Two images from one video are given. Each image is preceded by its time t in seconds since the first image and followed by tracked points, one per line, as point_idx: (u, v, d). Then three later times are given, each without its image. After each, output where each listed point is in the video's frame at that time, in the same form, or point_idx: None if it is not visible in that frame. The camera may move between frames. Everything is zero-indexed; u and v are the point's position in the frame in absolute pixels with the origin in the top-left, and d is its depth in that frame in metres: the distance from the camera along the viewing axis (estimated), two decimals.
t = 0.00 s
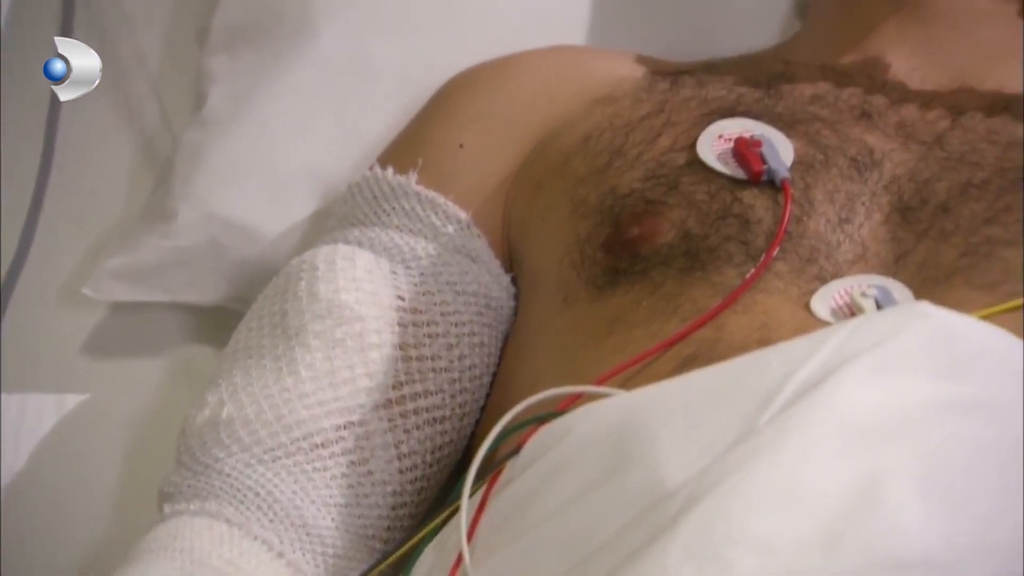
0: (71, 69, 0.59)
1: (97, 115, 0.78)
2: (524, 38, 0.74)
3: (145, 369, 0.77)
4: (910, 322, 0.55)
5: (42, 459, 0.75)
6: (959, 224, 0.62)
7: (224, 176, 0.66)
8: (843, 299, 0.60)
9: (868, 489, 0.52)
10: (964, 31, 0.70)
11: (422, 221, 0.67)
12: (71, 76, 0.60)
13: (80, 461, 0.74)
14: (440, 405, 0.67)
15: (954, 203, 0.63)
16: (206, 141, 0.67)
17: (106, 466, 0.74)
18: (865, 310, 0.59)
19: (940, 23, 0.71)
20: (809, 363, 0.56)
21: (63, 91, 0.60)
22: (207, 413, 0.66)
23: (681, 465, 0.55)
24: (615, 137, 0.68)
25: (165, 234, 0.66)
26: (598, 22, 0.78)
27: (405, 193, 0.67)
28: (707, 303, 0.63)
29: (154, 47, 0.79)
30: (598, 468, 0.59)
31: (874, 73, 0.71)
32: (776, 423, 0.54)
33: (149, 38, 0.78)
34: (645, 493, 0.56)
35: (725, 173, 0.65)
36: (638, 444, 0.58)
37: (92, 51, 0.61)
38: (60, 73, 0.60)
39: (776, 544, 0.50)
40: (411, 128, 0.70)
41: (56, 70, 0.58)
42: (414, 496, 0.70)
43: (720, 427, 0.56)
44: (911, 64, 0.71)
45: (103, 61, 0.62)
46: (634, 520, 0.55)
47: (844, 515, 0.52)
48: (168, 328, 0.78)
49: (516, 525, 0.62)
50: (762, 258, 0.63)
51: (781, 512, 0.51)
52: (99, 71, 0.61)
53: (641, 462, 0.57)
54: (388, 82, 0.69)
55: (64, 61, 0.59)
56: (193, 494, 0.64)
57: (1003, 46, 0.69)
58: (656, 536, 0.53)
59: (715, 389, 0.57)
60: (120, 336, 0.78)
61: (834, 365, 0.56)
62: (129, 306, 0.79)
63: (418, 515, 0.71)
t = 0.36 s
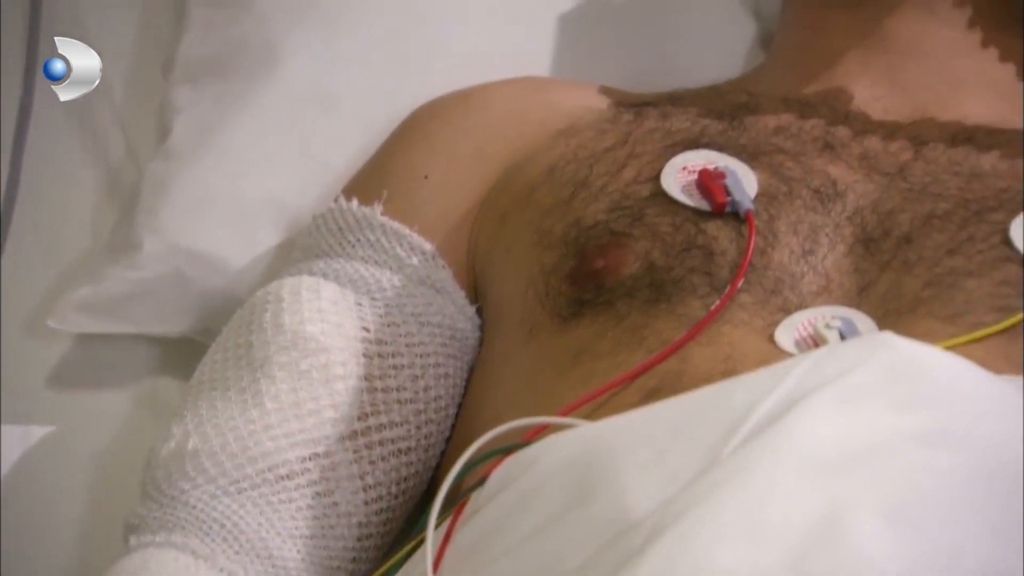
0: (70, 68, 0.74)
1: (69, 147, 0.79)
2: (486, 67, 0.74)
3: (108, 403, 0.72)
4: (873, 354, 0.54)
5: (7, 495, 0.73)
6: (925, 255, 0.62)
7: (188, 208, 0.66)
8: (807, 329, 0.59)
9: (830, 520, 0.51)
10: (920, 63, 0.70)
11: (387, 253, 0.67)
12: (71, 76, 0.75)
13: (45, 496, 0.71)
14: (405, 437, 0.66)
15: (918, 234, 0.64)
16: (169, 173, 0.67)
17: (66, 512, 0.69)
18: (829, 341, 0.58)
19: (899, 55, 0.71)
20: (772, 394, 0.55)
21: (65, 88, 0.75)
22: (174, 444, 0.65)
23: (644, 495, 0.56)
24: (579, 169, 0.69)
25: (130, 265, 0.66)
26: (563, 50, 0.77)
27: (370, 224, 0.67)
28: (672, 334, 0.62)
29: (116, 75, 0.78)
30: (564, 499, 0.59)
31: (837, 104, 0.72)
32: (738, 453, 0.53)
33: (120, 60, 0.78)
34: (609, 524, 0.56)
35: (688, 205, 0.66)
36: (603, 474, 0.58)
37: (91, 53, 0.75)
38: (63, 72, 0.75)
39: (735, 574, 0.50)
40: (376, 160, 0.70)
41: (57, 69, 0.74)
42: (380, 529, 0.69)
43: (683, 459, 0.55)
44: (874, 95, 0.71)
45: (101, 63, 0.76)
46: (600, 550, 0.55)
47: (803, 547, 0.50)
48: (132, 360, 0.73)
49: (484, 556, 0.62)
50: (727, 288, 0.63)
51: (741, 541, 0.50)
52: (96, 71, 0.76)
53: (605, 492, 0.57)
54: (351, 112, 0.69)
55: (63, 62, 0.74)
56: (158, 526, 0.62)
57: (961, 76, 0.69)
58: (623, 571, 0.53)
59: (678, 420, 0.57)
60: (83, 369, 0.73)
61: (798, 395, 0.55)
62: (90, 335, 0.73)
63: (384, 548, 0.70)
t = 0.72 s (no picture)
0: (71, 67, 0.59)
1: (32, 164, 0.75)
2: (452, 92, 0.74)
3: (79, 430, 0.70)
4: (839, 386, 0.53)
5: None
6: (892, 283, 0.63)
7: (157, 237, 0.66)
8: (774, 357, 0.60)
9: (799, 545, 0.50)
10: (888, 89, 0.71)
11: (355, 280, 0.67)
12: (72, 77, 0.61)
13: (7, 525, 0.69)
14: (373, 464, 0.66)
15: (884, 261, 0.65)
16: (139, 201, 0.66)
17: (35, 543, 0.68)
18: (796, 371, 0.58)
19: (864, 82, 0.71)
20: (736, 422, 0.55)
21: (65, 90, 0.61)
22: (142, 472, 0.63)
23: (610, 520, 0.54)
24: (547, 197, 0.69)
25: (98, 294, 0.65)
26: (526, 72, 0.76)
27: (338, 251, 0.67)
28: (640, 363, 0.62)
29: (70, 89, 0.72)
30: (533, 526, 0.57)
31: (804, 131, 0.72)
32: (706, 479, 0.52)
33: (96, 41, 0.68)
34: (576, 553, 0.54)
35: (656, 234, 0.66)
36: (571, 500, 0.56)
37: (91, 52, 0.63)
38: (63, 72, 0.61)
39: None
40: (342, 188, 0.70)
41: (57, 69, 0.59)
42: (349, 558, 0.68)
43: (650, 484, 0.55)
44: (840, 121, 0.71)
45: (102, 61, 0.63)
46: None
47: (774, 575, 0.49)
48: (102, 387, 0.71)
49: None
50: (695, 317, 0.63)
51: (711, 567, 0.49)
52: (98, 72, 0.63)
53: (574, 519, 0.55)
54: (319, 140, 0.69)
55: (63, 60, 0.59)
56: (125, 555, 0.61)
57: (930, 104, 0.70)
58: None
59: (642, 446, 0.56)
60: (52, 396, 0.71)
61: (765, 423, 0.54)
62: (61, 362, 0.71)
63: None
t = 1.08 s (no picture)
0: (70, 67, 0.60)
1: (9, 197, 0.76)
2: (425, 121, 0.75)
3: (51, 461, 0.70)
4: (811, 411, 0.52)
5: None
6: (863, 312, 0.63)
7: (130, 266, 0.66)
8: (746, 387, 0.59)
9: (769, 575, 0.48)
10: (859, 118, 0.72)
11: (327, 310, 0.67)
12: (71, 76, 0.63)
13: None
14: (345, 494, 0.65)
15: (855, 290, 0.65)
16: (112, 229, 0.66)
17: None
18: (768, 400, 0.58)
19: (838, 110, 0.72)
20: (713, 449, 0.53)
21: (64, 88, 0.62)
22: (114, 502, 0.61)
23: (585, 548, 0.52)
24: (519, 227, 0.69)
25: (70, 323, 0.65)
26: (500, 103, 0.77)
27: (309, 281, 0.67)
28: (612, 393, 0.62)
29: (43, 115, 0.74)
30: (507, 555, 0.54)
31: (774, 160, 0.72)
32: (679, 506, 0.50)
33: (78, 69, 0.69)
34: None
35: (628, 263, 0.66)
36: (545, 527, 0.54)
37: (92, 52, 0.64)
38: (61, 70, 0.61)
39: None
40: (315, 218, 0.70)
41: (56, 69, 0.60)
42: None
43: (625, 511, 0.52)
44: (811, 149, 0.72)
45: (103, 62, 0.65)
46: None
47: None
48: (75, 417, 0.70)
49: None
50: (667, 346, 0.63)
51: None
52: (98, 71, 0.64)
53: (545, 546, 0.53)
54: (292, 172, 0.71)
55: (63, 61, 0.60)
56: None
57: (902, 131, 0.72)
58: None
59: (619, 474, 0.54)
60: (25, 425, 0.70)
61: (739, 450, 0.53)
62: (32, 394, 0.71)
63: None
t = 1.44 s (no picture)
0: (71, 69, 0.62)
1: None
2: (400, 152, 0.75)
3: (27, 492, 0.70)
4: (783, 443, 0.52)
5: None
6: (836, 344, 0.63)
7: (104, 296, 0.66)
8: (720, 420, 0.58)
9: None
10: (834, 150, 0.73)
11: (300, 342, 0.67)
12: (71, 76, 0.64)
13: None
14: (319, 526, 0.63)
15: (829, 322, 0.65)
16: (87, 258, 0.67)
17: None
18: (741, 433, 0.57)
19: (812, 142, 0.73)
20: (684, 482, 0.53)
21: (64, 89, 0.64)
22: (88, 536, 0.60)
23: None
24: (493, 259, 0.69)
25: (44, 355, 0.65)
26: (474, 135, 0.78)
27: (283, 314, 0.67)
28: (586, 425, 0.61)
29: (29, 149, 0.76)
30: None
31: (747, 191, 0.72)
32: (654, 540, 0.50)
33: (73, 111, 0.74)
34: None
35: (602, 295, 0.66)
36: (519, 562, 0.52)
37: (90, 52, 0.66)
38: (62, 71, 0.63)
39: None
40: (289, 250, 0.70)
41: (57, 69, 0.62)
42: None
43: (602, 543, 0.51)
44: (784, 180, 0.72)
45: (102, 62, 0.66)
46: None
47: None
48: (47, 450, 0.70)
49: None
50: (641, 378, 0.62)
51: None
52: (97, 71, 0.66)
53: None
54: (266, 204, 0.71)
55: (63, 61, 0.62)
56: None
57: (876, 161, 0.72)
58: None
59: (595, 504, 0.53)
60: None
61: (713, 481, 0.52)
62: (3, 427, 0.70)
63: None
